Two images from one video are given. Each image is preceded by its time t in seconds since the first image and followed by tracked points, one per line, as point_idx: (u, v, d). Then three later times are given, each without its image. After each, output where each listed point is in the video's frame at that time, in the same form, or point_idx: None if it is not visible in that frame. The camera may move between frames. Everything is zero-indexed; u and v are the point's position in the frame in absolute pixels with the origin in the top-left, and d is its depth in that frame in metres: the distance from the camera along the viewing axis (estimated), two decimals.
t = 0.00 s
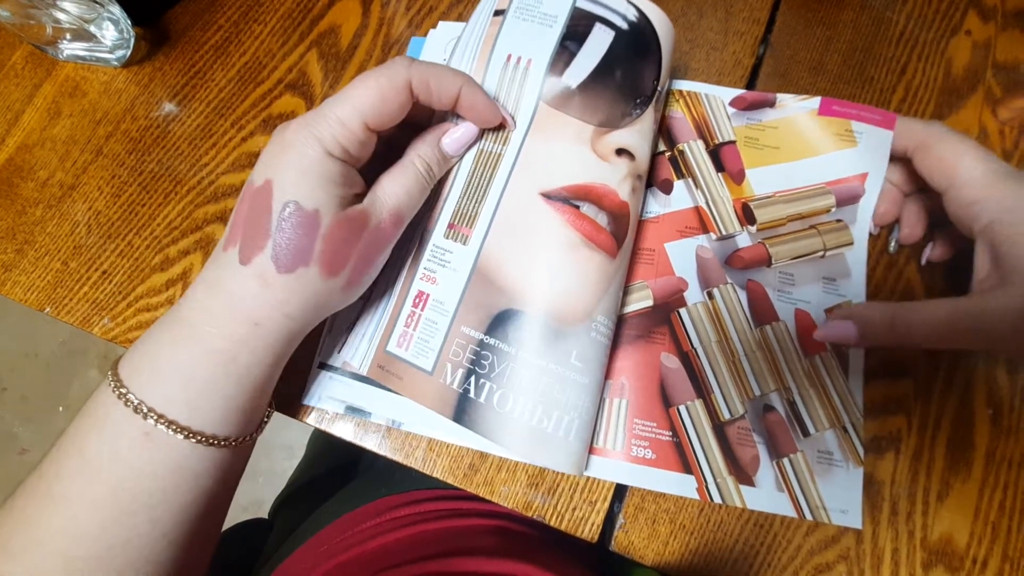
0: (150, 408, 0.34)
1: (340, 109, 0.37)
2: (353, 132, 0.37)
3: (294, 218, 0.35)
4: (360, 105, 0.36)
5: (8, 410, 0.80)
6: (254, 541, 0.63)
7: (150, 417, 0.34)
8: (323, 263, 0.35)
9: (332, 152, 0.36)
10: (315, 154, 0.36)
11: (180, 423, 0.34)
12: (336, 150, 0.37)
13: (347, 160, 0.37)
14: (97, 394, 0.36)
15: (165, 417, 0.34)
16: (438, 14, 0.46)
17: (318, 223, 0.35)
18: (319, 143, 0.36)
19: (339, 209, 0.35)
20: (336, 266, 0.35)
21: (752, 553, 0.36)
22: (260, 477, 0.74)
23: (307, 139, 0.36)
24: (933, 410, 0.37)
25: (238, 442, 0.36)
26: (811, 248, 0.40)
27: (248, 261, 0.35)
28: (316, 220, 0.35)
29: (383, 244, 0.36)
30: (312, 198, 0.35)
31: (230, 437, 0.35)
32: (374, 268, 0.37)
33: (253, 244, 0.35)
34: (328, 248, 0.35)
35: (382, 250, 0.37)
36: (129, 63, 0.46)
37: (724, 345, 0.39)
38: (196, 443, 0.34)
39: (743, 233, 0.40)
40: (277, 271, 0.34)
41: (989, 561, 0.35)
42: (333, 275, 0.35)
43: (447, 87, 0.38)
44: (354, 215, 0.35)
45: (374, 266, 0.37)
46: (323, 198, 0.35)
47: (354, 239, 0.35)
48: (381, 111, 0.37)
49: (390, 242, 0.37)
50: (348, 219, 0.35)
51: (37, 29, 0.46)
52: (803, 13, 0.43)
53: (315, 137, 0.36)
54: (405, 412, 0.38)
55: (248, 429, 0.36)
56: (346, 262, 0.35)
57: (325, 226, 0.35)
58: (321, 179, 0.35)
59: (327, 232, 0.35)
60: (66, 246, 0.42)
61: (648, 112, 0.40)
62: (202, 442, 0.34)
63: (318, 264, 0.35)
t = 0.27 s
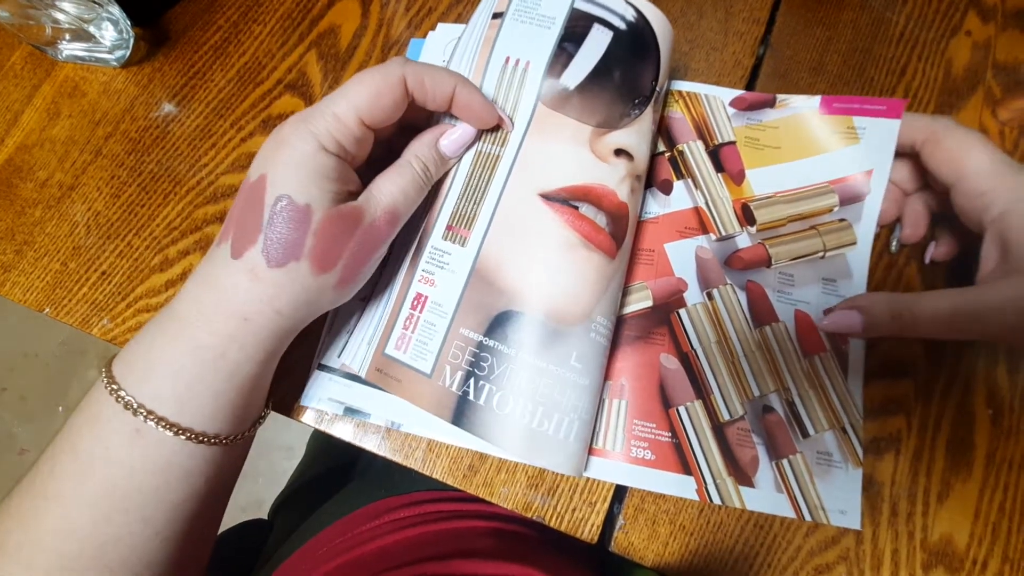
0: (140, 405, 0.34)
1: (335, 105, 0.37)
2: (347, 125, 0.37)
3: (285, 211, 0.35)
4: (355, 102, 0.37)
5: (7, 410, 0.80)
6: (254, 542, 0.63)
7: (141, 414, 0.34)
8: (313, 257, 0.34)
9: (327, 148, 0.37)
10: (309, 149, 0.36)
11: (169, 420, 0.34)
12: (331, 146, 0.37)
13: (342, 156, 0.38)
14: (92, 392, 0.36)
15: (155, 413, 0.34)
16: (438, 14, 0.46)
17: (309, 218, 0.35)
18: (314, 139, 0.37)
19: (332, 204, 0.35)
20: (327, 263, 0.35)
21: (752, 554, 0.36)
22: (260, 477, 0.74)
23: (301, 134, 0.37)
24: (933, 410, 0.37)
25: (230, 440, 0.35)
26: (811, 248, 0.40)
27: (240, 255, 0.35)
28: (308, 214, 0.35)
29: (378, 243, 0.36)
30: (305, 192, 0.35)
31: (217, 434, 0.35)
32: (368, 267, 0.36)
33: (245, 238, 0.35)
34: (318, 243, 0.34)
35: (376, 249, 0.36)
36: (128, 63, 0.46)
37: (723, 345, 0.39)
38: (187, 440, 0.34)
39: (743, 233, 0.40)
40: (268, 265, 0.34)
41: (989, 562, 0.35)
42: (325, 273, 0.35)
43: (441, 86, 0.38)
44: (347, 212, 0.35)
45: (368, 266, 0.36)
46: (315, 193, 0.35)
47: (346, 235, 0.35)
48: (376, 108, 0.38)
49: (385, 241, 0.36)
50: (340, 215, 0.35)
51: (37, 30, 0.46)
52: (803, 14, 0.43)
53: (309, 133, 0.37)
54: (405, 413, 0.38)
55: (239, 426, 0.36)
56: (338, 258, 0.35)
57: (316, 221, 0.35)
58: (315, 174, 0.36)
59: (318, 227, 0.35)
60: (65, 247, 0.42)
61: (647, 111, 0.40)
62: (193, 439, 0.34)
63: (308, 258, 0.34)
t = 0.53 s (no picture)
0: (139, 404, 0.34)
1: (335, 104, 0.37)
2: (347, 124, 0.37)
3: (284, 209, 0.35)
4: (354, 101, 0.37)
5: (7, 410, 0.80)
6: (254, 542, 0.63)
7: (140, 413, 0.34)
8: (311, 256, 0.34)
9: (326, 146, 0.37)
10: (308, 147, 0.36)
11: (168, 418, 0.34)
12: (330, 144, 0.37)
13: (341, 155, 0.38)
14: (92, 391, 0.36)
15: (154, 412, 0.34)
16: (438, 14, 0.46)
17: (308, 216, 0.35)
18: (313, 137, 0.37)
19: (330, 203, 0.35)
20: (326, 261, 0.35)
21: (752, 553, 0.36)
22: (260, 477, 0.74)
23: (301, 132, 0.37)
24: (933, 410, 0.37)
25: (229, 439, 0.35)
26: (811, 247, 0.40)
27: (238, 253, 0.35)
28: (306, 213, 0.35)
29: (376, 242, 0.36)
30: (304, 190, 0.35)
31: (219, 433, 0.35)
32: (366, 266, 0.36)
33: (244, 236, 0.35)
34: (316, 241, 0.34)
35: (375, 249, 0.36)
36: (128, 63, 0.46)
37: (724, 344, 0.39)
38: (186, 439, 0.34)
39: (743, 233, 0.40)
40: (266, 263, 0.34)
41: (989, 561, 0.35)
42: (323, 271, 0.35)
43: (440, 86, 0.38)
44: (345, 211, 0.35)
45: (367, 265, 0.36)
46: (314, 191, 0.35)
47: (343, 234, 0.35)
48: (375, 107, 0.38)
49: (384, 241, 0.36)
50: (338, 214, 0.35)
51: (37, 29, 0.46)
52: (803, 14, 0.43)
53: (309, 132, 0.37)
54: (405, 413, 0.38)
55: (238, 425, 0.36)
56: (336, 257, 0.35)
57: (315, 219, 0.35)
58: (314, 172, 0.36)
59: (316, 225, 0.35)
60: (65, 246, 0.42)
61: (647, 111, 0.40)
62: (192, 438, 0.34)
63: (305, 256, 0.34)
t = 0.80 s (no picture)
0: (139, 403, 0.34)
1: (336, 103, 0.37)
2: (347, 124, 0.37)
3: (284, 209, 0.35)
4: (355, 101, 0.37)
5: (7, 410, 0.80)
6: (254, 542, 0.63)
7: (139, 413, 0.34)
8: (312, 257, 0.34)
9: (327, 146, 0.37)
10: (308, 147, 0.36)
11: (167, 418, 0.34)
12: (331, 144, 0.37)
13: (342, 155, 0.38)
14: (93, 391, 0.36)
15: (153, 412, 0.34)
16: (438, 14, 0.46)
17: (308, 217, 0.35)
18: (314, 137, 0.37)
19: (330, 203, 0.35)
20: (325, 262, 0.35)
21: (752, 554, 0.36)
22: (260, 477, 0.74)
23: (302, 132, 0.37)
24: (933, 410, 0.37)
25: (229, 439, 0.35)
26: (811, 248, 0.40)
27: (238, 253, 0.35)
28: (307, 213, 0.35)
29: (377, 243, 0.36)
30: (304, 190, 0.35)
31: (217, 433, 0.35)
32: (367, 268, 0.36)
33: (243, 236, 0.35)
34: (316, 242, 0.34)
35: (375, 250, 0.36)
36: (128, 63, 0.46)
37: (724, 345, 0.39)
38: (186, 439, 0.34)
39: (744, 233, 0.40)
40: (266, 263, 0.34)
41: (989, 562, 0.35)
42: (323, 272, 0.35)
43: (440, 86, 0.38)
44: (345, 212, 0.35)
45: (367, 267, 0.36)
46: (315, 191, 0.35)
47: (343, 235, 0.35)
48: (376, 107, 0.38)
49: (385, 242, 0.36)
50: (339, 215, 0.35)
51: (37, 29, 0.46)
52: (803, 13, 0.43)
53: (310, 131, 0.37)
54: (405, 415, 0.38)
55: (238, 425, 0.36)
56: (336, 258, 0.35)
57: (315, 220, 0.35)
58: (315, 172, 0.36)
59: (316, 226, 0.35)
60: (66, 246, 0.42)
61: (648, 111, 0.40)
62: (191, 439, 0.34)
63: (305, 257, 0.34)
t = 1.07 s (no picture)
0: (130, 396, 0.34)
1: (339, 96, 0.37)
2: (348, 117, 0.37)
3: (280, 200, 0.35)
4: (358, 95, 0.37)
5: (8, 410, 0.80)
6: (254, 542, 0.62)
7: (130, 406, 0.34)
8: (305, 251, 0.34)
9: (329, 139, 0.37)
10: (308, 140, 0.36)
11: (159, 411, 0.34)
12: (332, 137, 0.37)
13: (343, 147, 0.37)
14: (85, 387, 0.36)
15: (144, 405, 0.34)
16: (437, 14, 0.46)
17: (303, 209, 0.35)
18: (315, 130, 0.37)
19: (327, 197, 0.35)
20: (318, 257, 0.35)
21: (752, 554, 0.36)
22: (260, 478, 0.74)
23: (303, 125, 0.37)
24: (933, 410, 0.37)
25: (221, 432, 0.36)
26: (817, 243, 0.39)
27: (231, 242, 0.35)
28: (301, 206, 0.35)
29: (372, 241, 0.36)
30: (301, 183, 0.35)
31: (211, 427, 0.35)
32: (362, 265, 0.36)
33: (238, 227, 0.35)
34: (309, 236, 0.34)
35: (370, 248, 0.36)
36: (128, 63, 0.46)
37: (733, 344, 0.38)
38: (177, 432, 0.34)
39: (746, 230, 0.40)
40: (257, 252, 0.34)
41: (989, 562, 0.35)
42: (315, 265, 0.35)
43: (441, 87, 0.39)
44: (340, 208, 0.35)
45: (361, 265, 0.36)
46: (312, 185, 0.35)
47: (337, 231, 0.35)
48: (379, 103, 0.38)
49: (380, 241, 0.36)
50: (334, 211, 0.35)
51: (37, 29, 0.46)
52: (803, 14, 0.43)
53: (311, 124, 0.37)
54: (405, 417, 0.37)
55: (229, 418, 0.36)
56: (329, 254, 0.35)
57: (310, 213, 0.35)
58: (313, 165, 0.36)
59: (311, 221, 0.35)
60: (65, 246, 0.42)
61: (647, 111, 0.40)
62: (182, 431, 0.34)
63: (298, 250, 0.34)
